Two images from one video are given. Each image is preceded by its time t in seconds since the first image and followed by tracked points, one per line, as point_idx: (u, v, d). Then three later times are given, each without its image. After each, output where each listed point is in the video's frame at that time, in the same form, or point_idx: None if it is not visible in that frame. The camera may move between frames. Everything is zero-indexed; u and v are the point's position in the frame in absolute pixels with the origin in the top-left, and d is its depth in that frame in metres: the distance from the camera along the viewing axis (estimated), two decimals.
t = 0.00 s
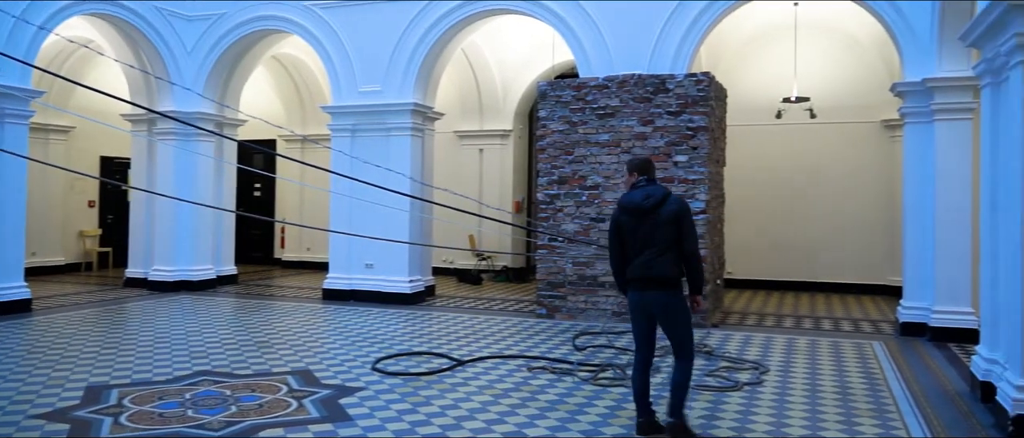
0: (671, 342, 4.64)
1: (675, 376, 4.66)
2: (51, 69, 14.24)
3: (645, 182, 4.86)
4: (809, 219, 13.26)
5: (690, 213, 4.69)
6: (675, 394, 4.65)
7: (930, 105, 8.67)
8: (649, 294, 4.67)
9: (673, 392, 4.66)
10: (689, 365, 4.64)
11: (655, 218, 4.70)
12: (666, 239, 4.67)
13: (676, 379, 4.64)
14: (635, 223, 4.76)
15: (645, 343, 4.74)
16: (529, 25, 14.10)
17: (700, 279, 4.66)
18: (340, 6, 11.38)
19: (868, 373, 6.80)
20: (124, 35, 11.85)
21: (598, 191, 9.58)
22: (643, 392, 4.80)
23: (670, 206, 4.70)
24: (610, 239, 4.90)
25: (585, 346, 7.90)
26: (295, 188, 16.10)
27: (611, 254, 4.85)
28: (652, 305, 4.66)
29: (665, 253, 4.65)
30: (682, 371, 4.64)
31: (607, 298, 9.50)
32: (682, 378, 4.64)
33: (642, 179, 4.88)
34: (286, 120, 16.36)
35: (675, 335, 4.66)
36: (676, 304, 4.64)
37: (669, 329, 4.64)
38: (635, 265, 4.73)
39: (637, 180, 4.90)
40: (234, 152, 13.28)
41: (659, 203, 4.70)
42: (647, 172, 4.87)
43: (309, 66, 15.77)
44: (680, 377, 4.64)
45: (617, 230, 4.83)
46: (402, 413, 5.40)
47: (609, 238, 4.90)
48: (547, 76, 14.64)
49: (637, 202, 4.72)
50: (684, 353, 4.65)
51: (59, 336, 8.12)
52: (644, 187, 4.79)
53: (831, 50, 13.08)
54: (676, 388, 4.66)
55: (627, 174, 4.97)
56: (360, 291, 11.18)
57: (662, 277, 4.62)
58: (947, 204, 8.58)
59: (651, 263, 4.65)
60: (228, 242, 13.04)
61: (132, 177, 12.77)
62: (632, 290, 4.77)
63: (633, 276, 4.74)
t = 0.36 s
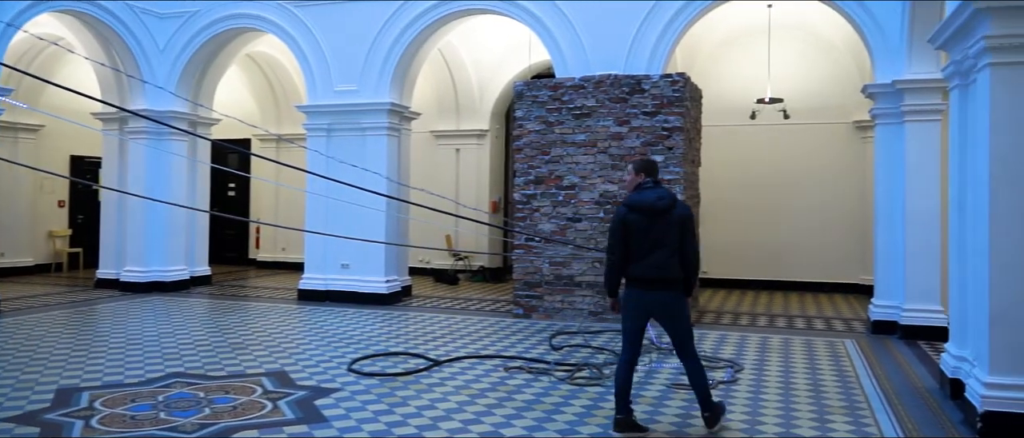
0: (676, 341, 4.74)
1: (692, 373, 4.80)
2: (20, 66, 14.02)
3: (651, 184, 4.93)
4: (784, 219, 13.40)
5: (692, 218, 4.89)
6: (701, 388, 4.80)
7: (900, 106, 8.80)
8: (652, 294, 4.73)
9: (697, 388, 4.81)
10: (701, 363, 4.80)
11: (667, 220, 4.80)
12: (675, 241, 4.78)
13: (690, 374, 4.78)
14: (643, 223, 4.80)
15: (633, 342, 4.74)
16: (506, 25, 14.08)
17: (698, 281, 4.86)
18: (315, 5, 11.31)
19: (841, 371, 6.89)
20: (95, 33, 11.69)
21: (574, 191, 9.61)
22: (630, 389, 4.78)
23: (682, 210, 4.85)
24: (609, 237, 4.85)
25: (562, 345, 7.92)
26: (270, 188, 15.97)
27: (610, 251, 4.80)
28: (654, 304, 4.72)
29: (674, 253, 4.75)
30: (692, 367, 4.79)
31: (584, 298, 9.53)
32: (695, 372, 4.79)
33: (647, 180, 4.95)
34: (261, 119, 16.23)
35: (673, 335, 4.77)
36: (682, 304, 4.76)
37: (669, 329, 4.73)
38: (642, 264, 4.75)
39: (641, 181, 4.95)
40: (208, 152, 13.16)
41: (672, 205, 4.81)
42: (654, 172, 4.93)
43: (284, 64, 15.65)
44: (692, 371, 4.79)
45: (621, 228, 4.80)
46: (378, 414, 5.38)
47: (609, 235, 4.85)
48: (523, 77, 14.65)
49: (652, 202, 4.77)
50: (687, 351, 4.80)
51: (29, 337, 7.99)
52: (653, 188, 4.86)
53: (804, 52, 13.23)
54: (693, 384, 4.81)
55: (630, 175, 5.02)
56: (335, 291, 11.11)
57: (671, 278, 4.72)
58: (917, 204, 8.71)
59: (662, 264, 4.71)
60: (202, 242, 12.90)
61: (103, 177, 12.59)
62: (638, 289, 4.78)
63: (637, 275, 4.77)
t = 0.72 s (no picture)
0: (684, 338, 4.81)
1: (689, 372, 4.90)
2: None
3: (667, 183, 4.98)
4: (769, 220, 13.47)
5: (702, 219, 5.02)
6: (697, 387, 4.91)
7: (882, 107, 8.87)
8: (667, 290, 4.75)
9: (692, 386, 4.91)
10: (700, 363, 4.90)
11: (687, 218, 4.86)
12: (691, 240, 4.85)
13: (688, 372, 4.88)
14: (664, 220, 4.81)
15: (644, 334, 4.74)
16: (491, 25, 14.06)
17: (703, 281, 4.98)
18: (300, 4, 11.26)
19: (824, 370, 6.94)
20: (76, 31, 11.58)
21: (560, 191, 9.63)
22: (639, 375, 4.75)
23: (697, 211, 4.94)
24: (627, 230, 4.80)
25: (548, 345, 7.93)
26: (254, 187, 15.89)
27: (630, 244, 4.74)
28: (667, 300, 4.75)
29: (689, 252, 4.81)
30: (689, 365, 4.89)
31: (569, 297, 9.55)
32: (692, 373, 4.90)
33: (663, 179, 4.99)
34: (245, 118, 16.15)
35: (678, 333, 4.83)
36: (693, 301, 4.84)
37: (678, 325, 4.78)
38: (660, 260, 4.77)
39: (658, 178, 4.99)
40: (191, 151, 13.07)
41: (690, 205, 4.88)
42: (671, 171, 4.98)
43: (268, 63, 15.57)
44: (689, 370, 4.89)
45: (643, 222, 4.77)
46: (363, 415, 5.36)
47: (628, 228, 4.79)
48: (509, 77, 14.66)
49: (674, 199, 4.81)
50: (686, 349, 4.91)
51: (10, 339, 7.90)
52: (672, 187, 4.91)
53: (788, 53, 13.32)
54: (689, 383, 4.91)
55: (645, 171, 5.03)
56: (321, 292, 11.07)
57: (687, 275, 4.78)
58: (899, 204, 8.79)
59: (680, 261, 4.76)
60: (185, 242, 12.82)
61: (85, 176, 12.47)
62: (654, 285, 4.78)
63: (656, 271, 4.76)
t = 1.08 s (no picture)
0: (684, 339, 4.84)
1: (685, 372, 4.91)
2: None
3: (678, 182, 4.94)
4: (759, 219, 13.52)
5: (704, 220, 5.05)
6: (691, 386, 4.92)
7: (871, 107, 8.92)
8: (678, 289, 4.78)
9: (687, 386, 4.91)
10: (696, 363, 4.92)
11: (695, 219, 4.87)
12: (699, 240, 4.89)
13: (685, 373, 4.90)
14: (677, 219, 4.80)
15: (655, 334, 4.77)
16: (482, 25, 14.04)
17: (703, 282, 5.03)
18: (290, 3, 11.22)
19: (814, 369, 6.98)
20: (64, 30, 11.51)
21: (550, 191, 9.64)
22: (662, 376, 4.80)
23: (704, 211, 4.98)
24: (641, 228, 4.75)
25: (538, 345, 7.94)
26: (244, 188, 15.84)
27: (645, 243, 4.70)
28: (676, 299, 4.78)
29: (698, 252, 4.86)
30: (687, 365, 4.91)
31: (560, 297, 9.56)
32: (688, 374, 4.91)
33: (674, 177, 4.95)
34: (235, 118, 16.10)
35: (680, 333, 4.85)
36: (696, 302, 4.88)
37: (685, 324, 4.80)
38: (671, 261, 4.76)
39: (668, 176, 4.94)
40: (180, 151, 13.02)
41: (699, 205, 4.91)
42: (683, 171, 4.94)
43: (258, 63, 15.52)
44: (686, 371, 4.90)
45: (657, 221, 4.74)
46: (354, 415, 5.35)
47: (642, 225, 4.74)
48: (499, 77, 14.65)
49: (686, 200, 4.81)
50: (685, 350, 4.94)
51: None
52: (683, 187, 4.89)
53: (777, 54, 13.37)
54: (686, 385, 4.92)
55: (657, 168, 4.95)
56: (311, 292, 11.04)
57: (693, 276, 4.81)
58: (887, 204, 8.85)
59: (689, 262, 4.79)
60: (175, 242, 12.76)
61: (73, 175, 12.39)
62: (663, 285, 4.77)
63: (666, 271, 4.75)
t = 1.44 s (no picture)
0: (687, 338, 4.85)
1: (690, 372, 4.90)
2: None
3: (684, 183, 4.93)
4: (757, 219, 13.54)
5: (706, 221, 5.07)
6: (695, 385, 4.91)
7: (868, 108, 8.94)
8: (683, 288, 4.78)
9: (692, 386, 4.91)
10: (701, 362, 4.89)
11: (699, 220, 4.88)
12: (704, 241, 4.92)
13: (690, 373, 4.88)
14: (684, 219, 4.80)
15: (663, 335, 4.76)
16: (480, 25, 14.02)
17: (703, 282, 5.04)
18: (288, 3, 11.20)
19: (812, 369, 6.98)
20: (62, 31, 11.49)
21: (549, 191, 9.64)
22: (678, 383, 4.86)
23: (707, 212, 5.00)
24: (649, 227, 4.73)
25: (537, 345, 7.94)
26: (242, 188, 15.83)
27: (654, 241, 4.67)
28: (682, 299, 4.78)
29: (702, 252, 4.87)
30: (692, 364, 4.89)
31: (559, 297, 9.56)
32: (693, 373, 4.89)
33: (681, 178, 4.92)
34: (233, 118, 16.09)
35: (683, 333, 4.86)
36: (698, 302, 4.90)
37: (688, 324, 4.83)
38: (678, 260, 4.75)
39: (674, 176, 4.92)
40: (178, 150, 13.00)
41: (705, 206, 4.93)
42: (690, 172, 4.94)
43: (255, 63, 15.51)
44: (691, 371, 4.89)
45: (665, 220, 4.72)
46: (353, 415, 5.35)
47: (650, 224, 4.72)
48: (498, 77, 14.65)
49: (693, 200, 4.82)
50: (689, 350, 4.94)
51: None
52: (690, 188, 4.89)
53: (775, 54, 13.37)
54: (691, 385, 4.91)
55: (664, 167, 4.93)
56: (310, 292, 11.03)
57: (697, 276, 4.82)
58: (885, 204, 8.86)
59: (695, 261, 4.80)
60: (173, 242, 12.74)
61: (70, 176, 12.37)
62: (669, 285, 4.77)
63: (674, 271, 4.74)
